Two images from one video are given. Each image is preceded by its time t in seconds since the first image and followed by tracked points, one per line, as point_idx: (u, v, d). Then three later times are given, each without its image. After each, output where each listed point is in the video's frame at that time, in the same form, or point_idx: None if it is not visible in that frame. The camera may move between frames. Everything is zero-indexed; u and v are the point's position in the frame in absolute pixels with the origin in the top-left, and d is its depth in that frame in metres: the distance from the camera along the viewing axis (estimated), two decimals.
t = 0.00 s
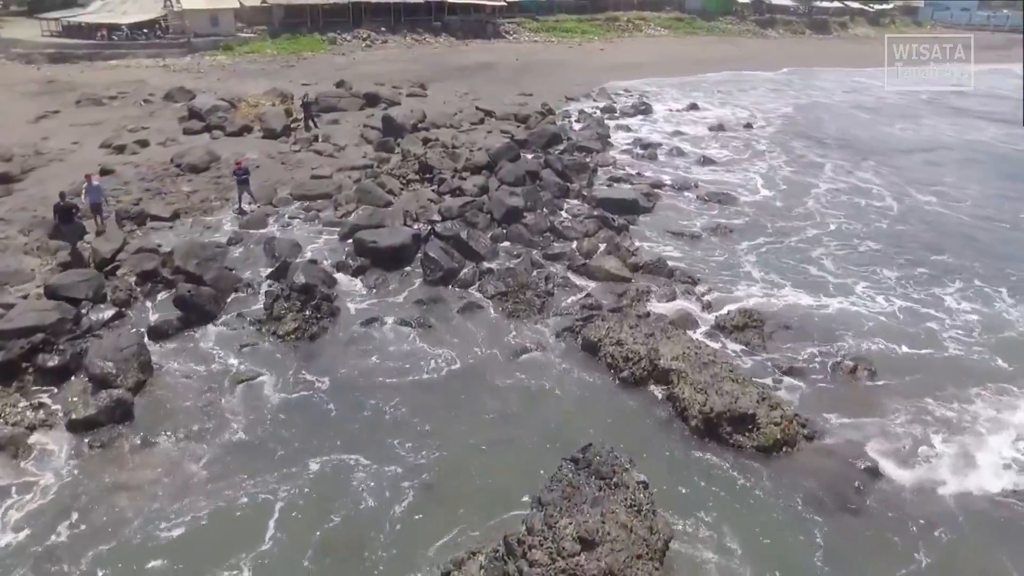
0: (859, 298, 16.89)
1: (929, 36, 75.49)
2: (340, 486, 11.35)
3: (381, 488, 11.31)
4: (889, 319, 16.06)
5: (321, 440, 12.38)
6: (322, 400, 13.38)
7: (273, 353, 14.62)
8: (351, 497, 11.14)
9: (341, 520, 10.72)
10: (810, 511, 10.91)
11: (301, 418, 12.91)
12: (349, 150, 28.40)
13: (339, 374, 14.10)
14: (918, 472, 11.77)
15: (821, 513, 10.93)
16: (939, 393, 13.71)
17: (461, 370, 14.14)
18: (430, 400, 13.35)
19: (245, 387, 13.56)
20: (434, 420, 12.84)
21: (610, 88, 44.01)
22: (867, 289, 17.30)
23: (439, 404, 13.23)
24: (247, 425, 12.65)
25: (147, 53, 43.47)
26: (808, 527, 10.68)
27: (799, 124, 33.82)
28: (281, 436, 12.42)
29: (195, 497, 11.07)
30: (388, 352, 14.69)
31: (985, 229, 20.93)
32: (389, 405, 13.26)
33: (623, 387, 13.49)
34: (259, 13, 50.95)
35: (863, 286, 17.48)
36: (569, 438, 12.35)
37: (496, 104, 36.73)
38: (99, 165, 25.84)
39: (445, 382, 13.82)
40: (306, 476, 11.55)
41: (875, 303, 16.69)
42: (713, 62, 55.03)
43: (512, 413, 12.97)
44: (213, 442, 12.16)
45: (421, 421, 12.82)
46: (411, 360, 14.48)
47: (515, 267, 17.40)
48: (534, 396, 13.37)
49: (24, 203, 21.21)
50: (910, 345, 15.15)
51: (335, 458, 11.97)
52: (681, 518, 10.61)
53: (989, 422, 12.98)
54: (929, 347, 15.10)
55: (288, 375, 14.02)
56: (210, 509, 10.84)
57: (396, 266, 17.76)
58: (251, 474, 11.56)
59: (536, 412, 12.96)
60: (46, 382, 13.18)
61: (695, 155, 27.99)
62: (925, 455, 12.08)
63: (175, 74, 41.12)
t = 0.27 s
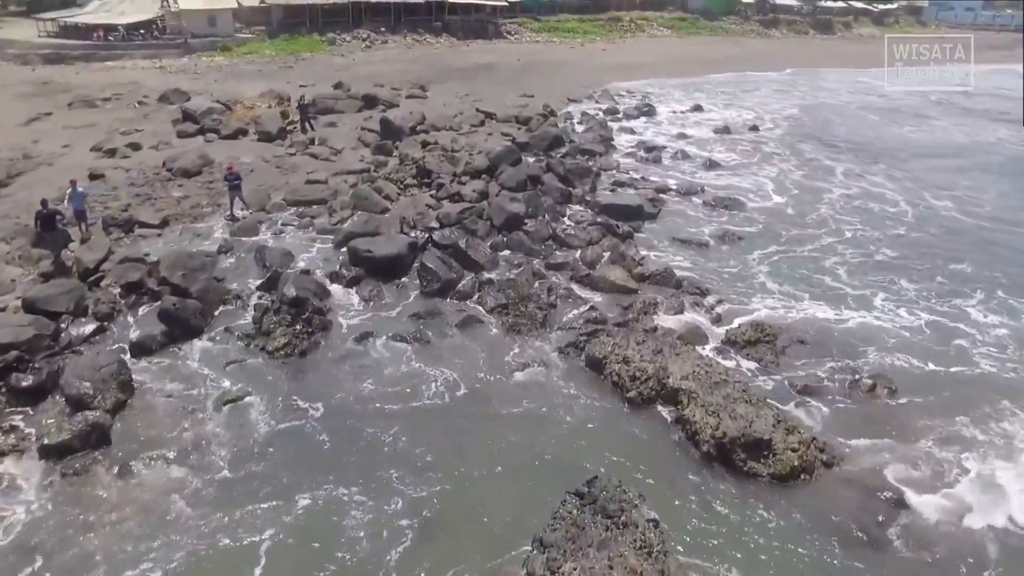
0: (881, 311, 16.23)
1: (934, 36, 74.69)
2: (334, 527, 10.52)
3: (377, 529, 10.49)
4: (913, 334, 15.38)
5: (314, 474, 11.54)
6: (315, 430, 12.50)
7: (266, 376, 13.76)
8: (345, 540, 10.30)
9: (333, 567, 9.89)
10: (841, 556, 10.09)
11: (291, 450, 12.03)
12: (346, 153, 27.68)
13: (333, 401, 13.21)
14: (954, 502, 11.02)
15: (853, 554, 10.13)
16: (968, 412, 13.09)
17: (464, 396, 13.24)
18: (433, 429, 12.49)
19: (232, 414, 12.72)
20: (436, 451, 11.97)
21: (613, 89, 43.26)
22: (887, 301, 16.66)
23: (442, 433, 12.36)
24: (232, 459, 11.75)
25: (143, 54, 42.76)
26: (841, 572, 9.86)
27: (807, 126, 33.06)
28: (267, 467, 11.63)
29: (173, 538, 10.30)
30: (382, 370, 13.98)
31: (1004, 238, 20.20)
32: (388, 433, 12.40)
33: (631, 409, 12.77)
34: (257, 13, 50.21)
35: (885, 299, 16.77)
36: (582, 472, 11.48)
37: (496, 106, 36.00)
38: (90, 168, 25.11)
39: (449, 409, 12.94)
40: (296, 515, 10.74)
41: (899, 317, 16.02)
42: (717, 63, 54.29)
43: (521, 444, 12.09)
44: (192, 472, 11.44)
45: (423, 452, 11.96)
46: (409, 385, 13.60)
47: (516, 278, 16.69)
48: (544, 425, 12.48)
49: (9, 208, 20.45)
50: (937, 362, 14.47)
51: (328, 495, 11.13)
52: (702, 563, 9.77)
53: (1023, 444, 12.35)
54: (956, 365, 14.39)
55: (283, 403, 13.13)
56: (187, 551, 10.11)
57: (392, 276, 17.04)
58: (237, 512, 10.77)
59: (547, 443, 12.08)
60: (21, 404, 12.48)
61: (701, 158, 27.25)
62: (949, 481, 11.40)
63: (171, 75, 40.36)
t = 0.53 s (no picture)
0: (901, 323, 15.70)
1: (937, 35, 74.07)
2: (329, 566, 9.81)
3: (373, 568, 9.78)
4: (935, 349, 14.81)
5: (307, 507, 10.81)
6: (308, 461, 11.71)
7: (259, 397, 13.04)
8: None
9: None
10: None
11: (282, 481, 11.27)
12: (342, 157, 27.09)
13: (327, 429, 12.42)
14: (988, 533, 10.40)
15: None
16: (996, 429, 12.61)
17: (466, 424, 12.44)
18: (436, 458, 11.75)
19: (220, 439, 12.01)
20: (440, 483, 11.24)
21: (614, 90, 42.66)
22: (904, 312, 16.14)
23: (445, 463, 11.63)
24: (217, 494, 10.99)
25: (139, 55, 42.17)
26: None
27: (813, 128, 32.45)
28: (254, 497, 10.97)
29: None
30: (375, 387, 13.40)
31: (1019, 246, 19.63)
32: (388, 462, 11.68)
33: (636, 429, 12.19)
34: (255, 14, 49.62)
35: (902, 311, 16.21)
36: (595, 507, 10.74)
37: (496, 108, 35.41)
38: (80, 172, 24.50)
39: (452, 436, 12.20)
40: (286, 553, 10.03)
41: (921, 330, 15.47)
42: (720, 63, 53.68)
43: (530, 475, 11.36)
44: (173, 501, 10.84)
45: (425, 484, 11.22)
46: (405, 411, 12.81)
47: (516, 288, 16.10)
48: (555, 455, 11.73)
49: None
50: (963, 378, 13.94)
51: (322, 530, 10.41)
52: None
53: None
54: (981, 382, 13.83)
55: (276, 428, 12.38)
56: None
57: (388, 286, 16.45)
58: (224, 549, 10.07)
59: (558, 475, 11.33)
60: None
61: (706, 161, 26.65)
62: (970, 507, 10.82)
63: (167, 76, 39.74)
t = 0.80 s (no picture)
0: (919, 332, 15.31)
1: (939, 35, 73.60)
2: None
3: None
4: (954, 359, 14.43)
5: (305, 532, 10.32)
6: (303, 487, 11.13)
7: (253, 416, 12.51)
8: None
9: None
10: None
11: (277, 506, 10.76)
12: (340, 159, 26.67)
13: (325, 451, 11.83)
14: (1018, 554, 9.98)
15: None
16: (1019, 442, 12.23)
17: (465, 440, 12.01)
18: (441, 480, 11.24)
19: (212, 460, 11.51)
20: (447, 507, 10.71)
21: (616, 91, 42.24)
22: (920, 320, 15.74)
23: (452, 486, 11.10)
24: (209, 521, 10.45)
25: (137, 56, 41.78)
26: None
27: (817, 129, 32.00)
28: (247, 522, 10.48)
29: None
30: (369, 400, 12.99)
31: None
32: (391, 486, 11.14)
33: (641, 444, 11.78)
34: (254, 14, 49.24)
35: (917, 319, 15.81)
36: (602, 529, 10.24)
37: (496, 109, 35.02)
38: (73, 175, 24.08)
39: (459, 457, 11.66)
40: None
41: (942, 341, 15.02)
42: (722, 63, 53.24)
43: (540, 498, 10.82)
44: (159, 524, 10.39)
45: (431, 508, 10.70)
46: (405, 433, 12.23)
47: (517, 295, 15.69)
48: (567, 477, 11.17)
49: None
50: (984, 389, 13.54)
51: (320, 557, 9.93)
52: None
53: None
54: (1003, 393, 13.44)
55: (269, 450, 11.82)
56: None
57: (385, 293, 16.02)
58: None
59: (571, 498, 10.79)
60: None
61: (709, 163, 26.22)
62: (987, 523, 10.42)
63: (164, 77, 39.33)
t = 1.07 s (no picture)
0: (932, 337, 15.10)
1: (940, 34, 73.31)
2: None
3: None
4: (969, 364, 14.23)
5: (308, 549, 10.04)
6: (304, 506, 10.78)
7: (251, 429, 12.17)
8: None
9: None
10: None
11: (277, 525, 10.43)
12: (338, 160, 26.45)
13: (326, 469, 11.47)
14: None
15: None
16: None
17: (463, 447, 11.85)
18: (449, 496, 10.92)
19: (211, 475, 11.21)
20: (452, 520, 10.47)
21: (616, 91, 42.00)
22: (932, 325, 15.54)
23: (460, 502, 10.78)
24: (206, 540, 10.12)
25: (136, 57, 41.55)
26: None
27: (819, 128, 31.77)
28: (246, 537, 10.21)
29: None
30: (366, 406, 12.79)
31: None
32: (396, 503, 10.82)
33: (643, 452, 11.56)
34: (253, 15, 49.01)
35: (928, 323, 15.62)
36: (604, 541, 10.02)
37: (496, 109, 34.81)
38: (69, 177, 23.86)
39: (466, 473, 11.33)
40: None
41: (957, 346, 14.80)
42: (723, 63, 52.99)
43: (549, 516, 10.50)
44: (153, 536, 10.18)
45: (437, 526, 10.38)
46: (409, 449, 11.88)
47: (517, 299, 15.46)
48: (578, 494, 10.84)
49: None
50: (999, 395, 13.34)
51: None
52: None
53: None
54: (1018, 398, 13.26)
55: (267, 467, 11.47)
56: None
57: (383, 296, 15.81)
58: None
59: (582, 515, 10.48)
60: None
61: (711, 164, 25.99)
62: (1001, 533, 10.21)
63: (162, 78, 39.09)
